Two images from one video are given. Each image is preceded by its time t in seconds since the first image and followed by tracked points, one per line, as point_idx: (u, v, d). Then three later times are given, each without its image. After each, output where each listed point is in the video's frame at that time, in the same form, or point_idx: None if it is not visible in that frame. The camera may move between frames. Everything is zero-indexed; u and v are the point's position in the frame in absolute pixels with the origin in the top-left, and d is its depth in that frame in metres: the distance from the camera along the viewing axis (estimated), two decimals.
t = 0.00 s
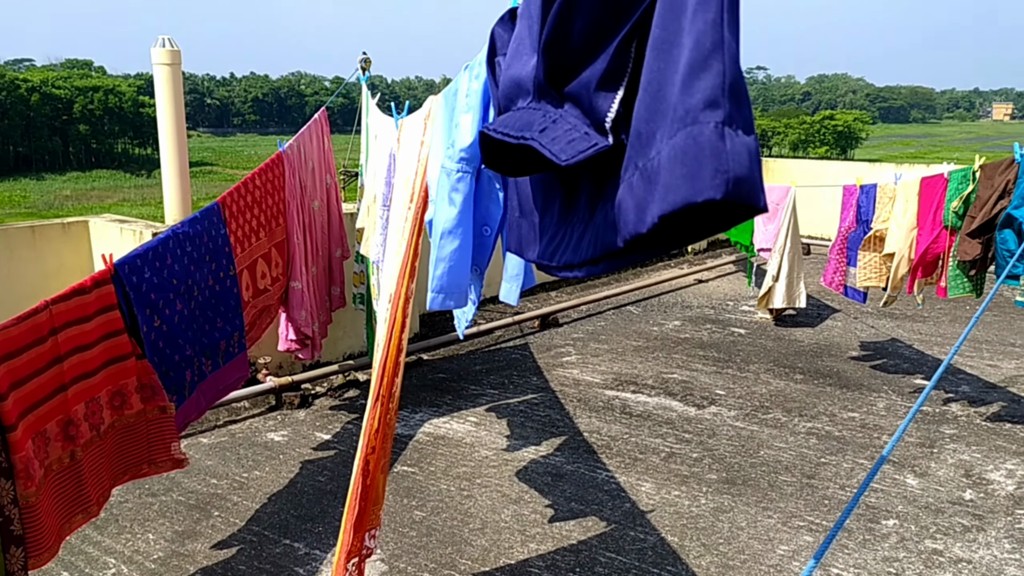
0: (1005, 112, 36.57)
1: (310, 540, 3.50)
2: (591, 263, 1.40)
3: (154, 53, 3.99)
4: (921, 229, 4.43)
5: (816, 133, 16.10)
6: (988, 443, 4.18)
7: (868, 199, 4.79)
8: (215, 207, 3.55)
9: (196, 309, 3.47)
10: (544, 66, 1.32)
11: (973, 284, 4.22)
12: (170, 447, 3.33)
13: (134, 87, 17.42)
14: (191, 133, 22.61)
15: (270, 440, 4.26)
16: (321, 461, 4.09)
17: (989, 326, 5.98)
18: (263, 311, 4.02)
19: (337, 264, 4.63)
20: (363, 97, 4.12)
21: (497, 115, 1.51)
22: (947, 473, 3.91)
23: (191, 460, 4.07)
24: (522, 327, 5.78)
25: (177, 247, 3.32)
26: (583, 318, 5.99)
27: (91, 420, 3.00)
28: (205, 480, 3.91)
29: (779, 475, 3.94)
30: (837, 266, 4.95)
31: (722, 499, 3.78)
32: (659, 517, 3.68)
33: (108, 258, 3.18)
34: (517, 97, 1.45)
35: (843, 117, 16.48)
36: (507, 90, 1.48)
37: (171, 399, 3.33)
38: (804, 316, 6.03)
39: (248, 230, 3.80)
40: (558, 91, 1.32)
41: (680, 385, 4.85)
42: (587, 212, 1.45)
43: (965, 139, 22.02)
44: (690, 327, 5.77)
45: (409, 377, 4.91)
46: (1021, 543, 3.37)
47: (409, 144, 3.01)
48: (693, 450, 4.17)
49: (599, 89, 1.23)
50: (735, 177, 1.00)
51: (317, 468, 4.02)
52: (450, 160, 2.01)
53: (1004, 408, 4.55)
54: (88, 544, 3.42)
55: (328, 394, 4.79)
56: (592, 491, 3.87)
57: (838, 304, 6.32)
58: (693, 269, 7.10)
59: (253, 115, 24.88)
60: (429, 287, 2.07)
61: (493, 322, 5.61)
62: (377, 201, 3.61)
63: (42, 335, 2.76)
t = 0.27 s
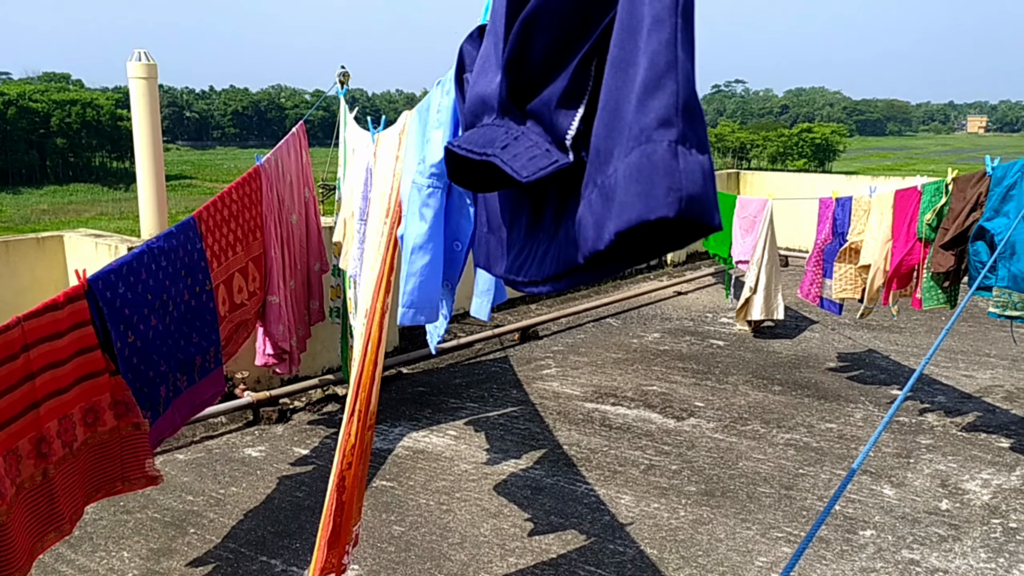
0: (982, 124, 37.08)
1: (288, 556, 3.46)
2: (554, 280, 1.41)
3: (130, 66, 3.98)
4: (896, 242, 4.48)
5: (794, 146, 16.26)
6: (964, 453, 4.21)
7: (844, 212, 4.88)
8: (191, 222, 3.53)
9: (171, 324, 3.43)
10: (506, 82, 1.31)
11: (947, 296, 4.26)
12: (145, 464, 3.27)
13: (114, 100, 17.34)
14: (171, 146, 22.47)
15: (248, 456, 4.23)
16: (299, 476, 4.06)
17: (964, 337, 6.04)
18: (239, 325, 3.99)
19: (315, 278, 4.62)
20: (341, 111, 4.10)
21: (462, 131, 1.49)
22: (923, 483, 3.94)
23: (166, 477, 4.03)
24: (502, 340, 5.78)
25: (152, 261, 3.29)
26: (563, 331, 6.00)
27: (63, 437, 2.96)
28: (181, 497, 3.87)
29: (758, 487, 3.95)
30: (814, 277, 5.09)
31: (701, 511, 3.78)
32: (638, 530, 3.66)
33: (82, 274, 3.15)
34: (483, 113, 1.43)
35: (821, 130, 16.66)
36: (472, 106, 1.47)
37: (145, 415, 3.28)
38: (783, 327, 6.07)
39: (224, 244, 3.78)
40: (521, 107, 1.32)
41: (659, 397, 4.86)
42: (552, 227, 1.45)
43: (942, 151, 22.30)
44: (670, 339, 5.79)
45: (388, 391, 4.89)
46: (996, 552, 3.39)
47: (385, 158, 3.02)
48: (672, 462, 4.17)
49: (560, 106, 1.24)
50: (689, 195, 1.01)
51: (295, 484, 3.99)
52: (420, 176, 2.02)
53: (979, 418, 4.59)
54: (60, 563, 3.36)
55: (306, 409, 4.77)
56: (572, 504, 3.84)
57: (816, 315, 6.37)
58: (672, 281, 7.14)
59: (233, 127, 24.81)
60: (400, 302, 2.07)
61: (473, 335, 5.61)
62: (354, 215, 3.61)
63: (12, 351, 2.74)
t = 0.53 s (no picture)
0: (961, 132, 37.51)
1: (265, 568, 3.42)
2: (517, 288, 1.41)
3: (106, 75, 3.97)
4: (872, 248, 4.52)
5: (775, 154, 16.36)
6: (941, 458, 4.24)
7: (821, 219, 4.95)
8: (167, 231, 3.51)
9: (146, 335, 3.40)
10: (467, 89, 1.31)
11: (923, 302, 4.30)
12: (120, 476, 3.23)
13: (93, 109, 17.22)
14: (150, 155, 22.30)
15: (225, 467, 4.20)
16: (277, 487, 4.03)
17: (941, 342, 6.10)
18: (216, 335, 3.97)
19: (294, 287, 4.61)
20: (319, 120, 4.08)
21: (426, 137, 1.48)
22: (901, 488, 3.96)
23: (142, 488, 3.99)
24: (482, 348, 5.79)
25: (127, 271, 3.27)
26: (544, 339, 6.01)
27: (36, 450, 2.92)
28: (157, 509, 3.83)
29: (737, 493, 3.95)
30: (791, 284, 5.13)
31: (681, 518, 3.77)
32: (618, 538, 3.63)
33: (55, 284, 3.12)
34: (446, 121, 1.42)
35: (802, 138, 16.78)
36: (435, 112, 1.46)
37: (120, 427, 3.24)
38: (762, 334, 6.11)
39: (200, 253, 3.76)
40: (481, 115, 1.32)
41: (640, 404, 4.87)
42: (515, 234, 1.44)
43: (921, 159, 22.51)
44: (650, 347, 5.81)
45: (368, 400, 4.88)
46: (972, 556, 3.41)
47: (360, 167, 3.01)
48: (653, 469, 4.17)
49: (518, 114, 1.24)
50: (642, 202, 1.02)
51: (273, 495, 3.96)
52: (388, 183, 2.02)
53: (956, 423, 4.63)
54: None
55: (285, 419, 4.75)
56: (552, 512, 3.82)
57: (796, 322, 6.40)
58: (652, 288, 7.17)
59: (214, 136, 24.62)
60: (367, 310, 2.05)
61: (454, 343, 5.61)
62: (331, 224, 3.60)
63: None
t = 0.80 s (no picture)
0: (932, 138, 38.06)
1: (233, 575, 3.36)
2: (471, 289, 1.40)
3: (72, 76, 3.88)
4: (841, 251, 4.55)
5: (747, 158, 16.46)
6: (908, 459, 4.28)
7: (790, 221, 4.97)
8: (133, 234, 3.46)
9: (110, 340, 3.35)
10: (419, 88, 1.30)
11: (891, 303, 4.30)
12: (83, 483, 3.15)
13: (61, 113, 16.99)
14: (121, 159, 22.05)
15: (193, 473, 4.15)
16: (246, 493, 3.99)
17: (909, 344, 6.17)
18: (183, 339, 3.93)
19: (264, 291, 4.58)
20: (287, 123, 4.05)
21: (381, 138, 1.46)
22: (869, 489, 3.99)
23: (108, 496, 3.93)
24: (455, 352, 5.78)
25: (90, 275, 3.22)
26: (517, 342, 6.01)
27: None
28: (123, 517, 3.77)
29: (708, 496, 3.96)
30: (762, 287, 5.20)
31: (652, 521, 3.76)
32: (589, 541, 3.61)
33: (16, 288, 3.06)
34: (400, 120, 1.41)
35: (774, 143, 16.94)
36: (390, 112, 1.45)
37: (83, 433, 3.18)
38: (734, 337, 6.15)
39: (167, 257, 3.71)
40: (434, 114, 1.31)
41: (612, 408, 4.87)
42: (471, 235, 1.43)
43: (892, 164, 22.79)
44: (623, 350, 5.83)
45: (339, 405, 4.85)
46: (939, 556, 3.43)
47: (327, 170, 3.00)
48: (624, 472, 4.18)
49: (469, 113, 1.24)
50: (588, 201, 1.02)
51: (242, 501, 3.92)
52: (348, 185, 2.00)
53: (923, 424, 4.68)
54: None
55: (254, 424, 4.72)
56: (524, 516, 3.79)
57: (767, 325, 6.45)
58: (625, 292, 7.20)
59: (184, 140, 24.53)
60: (327, 313, 2.02)
61: (426, 347, 5.59)
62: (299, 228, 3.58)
63: None
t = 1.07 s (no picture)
0: (903, 141, 38.58)
1: None
2: (428, 287, 1.40)
3: (37, 74, 3.82)
4: (810, 252, 4.60)
5: (720, 160, 16.49)
6: (876, 457, 4.33)
7: (760, 224, 5.05)
8: (98, 233, 3.39)
9: (75, 341, 3.28)
10: (375, 84, 1.30)
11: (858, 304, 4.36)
12: (48, 485, 2.99)
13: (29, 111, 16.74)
14: (90, 158, 21.76)
15: (161, 476, 4.10)
16: (214, 496, 3.95)
17: (877, 344, 6.25)
18: (150, 340, 3.87)
19: (234, 291, 4.55)
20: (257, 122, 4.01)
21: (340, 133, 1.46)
22: (837, 488, 4.03)
23: (74, 499, 3.88)
24: (427, 352, 5.77)
25: (55, 275, 3.15)
26: (490, 343, 6.01)
27: None
28: (89, 520, 3.71)
29: (678, 495, 3.98)
30: (732, 288, 5.25)
31: (622, 521, 3.77)
32: (560, 541, 3.61)
33: None
34: (359, 116, 1.40)
35: (747, 145, 17.10)
36: (350, 108, 1.45)
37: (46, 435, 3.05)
38: (705, 337, 6.19)
39: (133, 257, 3.66)
40: (389, 110, 1.31)
41: (583, 408, 4.89)
42: (429, 232, 1.42)
43: (864, 166, 23.05)
44: (595, 350, 5.85)
45: (310, 406, 4.82)
46: (904, 553, 3.46)
47: (295, 169, 2.99)
48: (595, 472, 4.19)
49: (424, 109, 1.24)
50: (539, 197, 1.02)
51: (210, 504, 3.87)
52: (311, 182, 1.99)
53: (891, 423, 4.74)
54: None
55: (223, 426, 4.68)
56: (495, 517, 3.79)
57: (738, 325, 6.50)
58: (598, 292, 7.24)
59: (155, 139, 24.46)
60: (287, 310, 2.01)
61: (398, 348, 5.58)
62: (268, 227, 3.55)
63: None
